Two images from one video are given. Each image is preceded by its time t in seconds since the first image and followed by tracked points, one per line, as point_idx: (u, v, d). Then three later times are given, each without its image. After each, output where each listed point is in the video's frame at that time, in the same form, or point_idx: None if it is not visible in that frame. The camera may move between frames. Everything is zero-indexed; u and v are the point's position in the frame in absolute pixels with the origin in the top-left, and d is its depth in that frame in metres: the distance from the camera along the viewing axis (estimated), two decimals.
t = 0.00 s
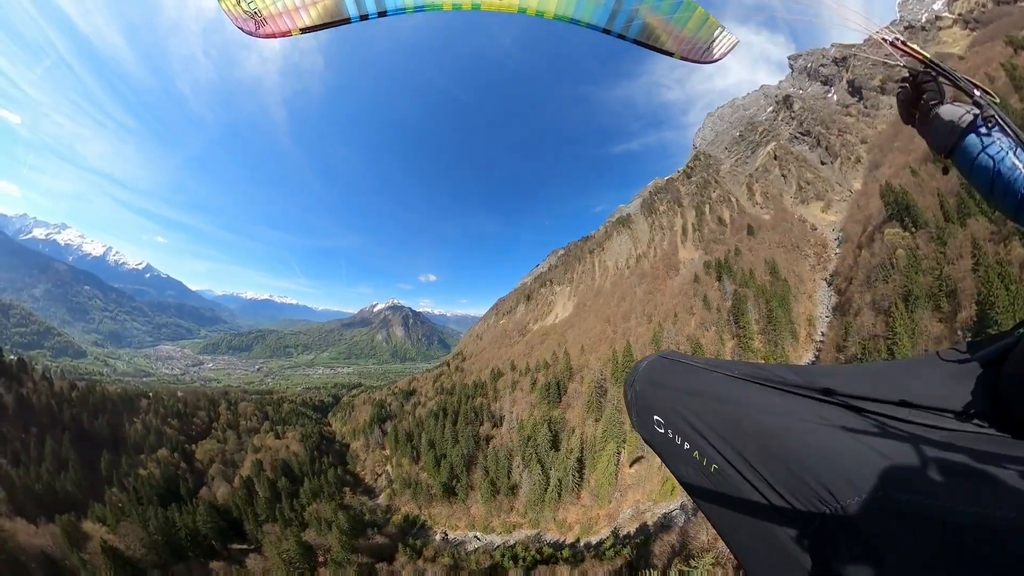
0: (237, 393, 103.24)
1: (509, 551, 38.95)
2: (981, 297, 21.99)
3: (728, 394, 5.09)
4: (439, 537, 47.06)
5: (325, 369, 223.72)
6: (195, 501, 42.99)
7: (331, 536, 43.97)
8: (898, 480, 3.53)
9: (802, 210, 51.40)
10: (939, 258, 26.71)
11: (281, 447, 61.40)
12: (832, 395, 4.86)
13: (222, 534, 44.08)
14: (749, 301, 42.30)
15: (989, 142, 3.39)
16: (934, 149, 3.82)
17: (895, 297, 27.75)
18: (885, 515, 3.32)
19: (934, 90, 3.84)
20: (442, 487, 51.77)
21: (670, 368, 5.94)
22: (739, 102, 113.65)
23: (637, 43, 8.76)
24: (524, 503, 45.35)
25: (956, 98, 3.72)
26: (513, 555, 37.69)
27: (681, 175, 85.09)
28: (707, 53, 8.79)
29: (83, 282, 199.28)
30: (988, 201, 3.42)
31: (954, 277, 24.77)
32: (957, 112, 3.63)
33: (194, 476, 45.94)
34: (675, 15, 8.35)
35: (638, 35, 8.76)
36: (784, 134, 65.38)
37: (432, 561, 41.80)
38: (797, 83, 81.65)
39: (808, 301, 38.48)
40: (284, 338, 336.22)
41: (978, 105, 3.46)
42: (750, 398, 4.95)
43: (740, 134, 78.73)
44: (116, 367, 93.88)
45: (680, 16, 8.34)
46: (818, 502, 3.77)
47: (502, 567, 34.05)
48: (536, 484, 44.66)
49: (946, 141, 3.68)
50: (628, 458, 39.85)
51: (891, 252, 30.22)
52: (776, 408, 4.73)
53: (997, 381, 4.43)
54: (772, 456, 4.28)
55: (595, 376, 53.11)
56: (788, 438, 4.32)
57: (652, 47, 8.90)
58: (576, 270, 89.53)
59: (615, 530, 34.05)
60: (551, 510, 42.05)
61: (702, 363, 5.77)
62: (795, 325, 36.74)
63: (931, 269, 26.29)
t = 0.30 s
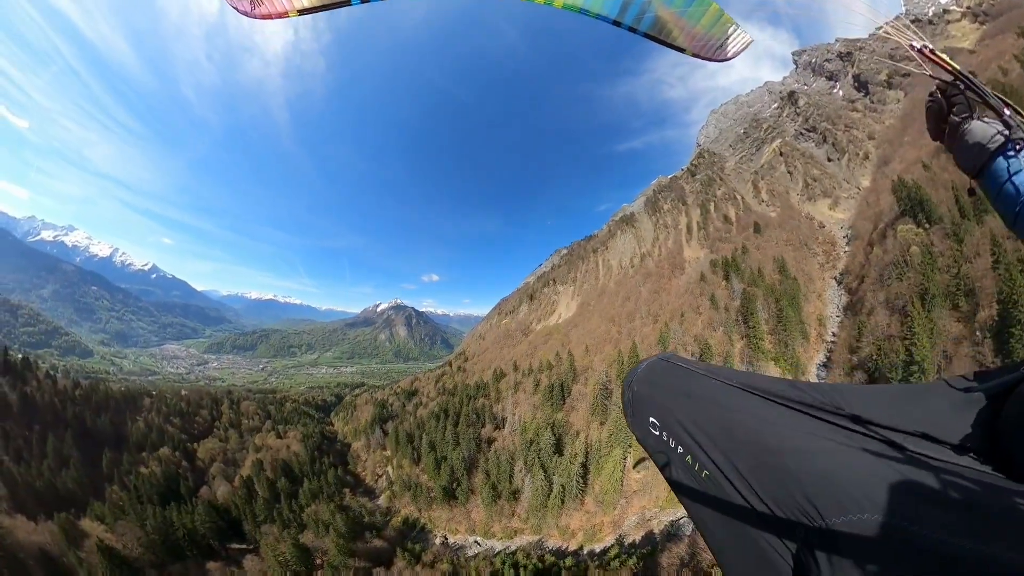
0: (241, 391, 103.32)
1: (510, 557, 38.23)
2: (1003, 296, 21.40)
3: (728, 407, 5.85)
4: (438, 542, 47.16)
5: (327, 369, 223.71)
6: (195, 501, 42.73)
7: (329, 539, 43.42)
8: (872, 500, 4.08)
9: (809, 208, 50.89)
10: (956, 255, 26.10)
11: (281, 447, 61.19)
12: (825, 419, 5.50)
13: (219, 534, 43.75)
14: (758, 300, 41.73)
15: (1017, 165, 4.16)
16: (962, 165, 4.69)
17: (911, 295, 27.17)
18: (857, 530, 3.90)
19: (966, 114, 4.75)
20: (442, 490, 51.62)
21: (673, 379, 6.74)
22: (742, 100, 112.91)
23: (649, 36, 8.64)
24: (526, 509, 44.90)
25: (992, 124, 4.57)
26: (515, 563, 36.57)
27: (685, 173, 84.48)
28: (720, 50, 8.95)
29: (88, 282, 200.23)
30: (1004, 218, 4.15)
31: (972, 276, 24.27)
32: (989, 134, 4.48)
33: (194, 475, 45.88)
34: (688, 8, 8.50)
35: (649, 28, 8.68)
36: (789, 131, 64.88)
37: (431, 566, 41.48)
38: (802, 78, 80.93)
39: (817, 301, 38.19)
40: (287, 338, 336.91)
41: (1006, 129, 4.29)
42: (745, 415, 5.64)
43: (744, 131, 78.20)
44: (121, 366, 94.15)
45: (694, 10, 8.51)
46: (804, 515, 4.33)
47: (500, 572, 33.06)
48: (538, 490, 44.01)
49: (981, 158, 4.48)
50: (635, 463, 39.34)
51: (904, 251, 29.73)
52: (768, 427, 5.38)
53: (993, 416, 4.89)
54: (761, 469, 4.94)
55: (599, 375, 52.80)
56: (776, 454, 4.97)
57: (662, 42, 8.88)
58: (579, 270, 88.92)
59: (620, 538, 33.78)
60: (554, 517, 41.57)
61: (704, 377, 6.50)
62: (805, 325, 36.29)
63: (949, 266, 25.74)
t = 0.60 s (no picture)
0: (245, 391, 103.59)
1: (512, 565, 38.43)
2: None
3: (720, 405, 5.47)
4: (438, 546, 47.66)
5: (331, 369, 223.94)
6: (195, 500, 42.67)
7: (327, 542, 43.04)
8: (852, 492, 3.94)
9: (816, 205, 50.36)
10: (974, 252, 25.31)
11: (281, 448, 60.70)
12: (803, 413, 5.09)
13: (217, 534, 43.48)
14: (767, 299, 41.17)
15: (1013, 183, 3.81)
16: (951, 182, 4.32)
17: (927, 294, 26.42)
18: (843, 525, 3.78)
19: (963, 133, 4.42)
20: (442, 494, 51.63)
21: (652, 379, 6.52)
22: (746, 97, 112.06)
23: (659, 33, 8.34)
24: (527, 515, 44.72)
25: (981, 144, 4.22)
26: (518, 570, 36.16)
27: (689, 171, 83.87)
28: (733, 53, 8.45)
29: (95, 283, 202.03)
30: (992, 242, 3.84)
31: (992, 274, 23.55)
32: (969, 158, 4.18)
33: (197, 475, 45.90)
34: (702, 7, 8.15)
35: (660, 26, 8.38)
36: (794, 128, 64.26)
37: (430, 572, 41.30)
38: (806, 74, 80.17)
39: (828, 300, 37.62)
40: (291, 338, 338.07)
41: (1002, 147, 3.98)
42: (733, 412, 5.32)
43: (748, 129, 77.55)
44: (128, 366, 94.76)
45: (706, 11, 8.19)
46: (791, 511, 4.17)
47: None
48: (541, 495, 44.04)
49: (963, 182, 4.19)
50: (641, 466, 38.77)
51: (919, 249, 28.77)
52: (758, 422, 5.06)
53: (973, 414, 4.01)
54: (752, 466, 4.70)
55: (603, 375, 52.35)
56: (763, 449, 4.74)
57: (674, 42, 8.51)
58: (583, 269, 88.40)
59: (625, 547, 33.17)
60: (557, 524, 41.12)
61: (691, 375, 6.14)
62: (816, 325, 35.74)
63: (969, 264, 24.77)
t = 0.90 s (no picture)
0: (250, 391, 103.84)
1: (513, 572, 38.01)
2: None
3: (704, 403, 5.18)
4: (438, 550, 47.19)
5: (335, 369, 224.36)
6: (196, 501, 42.51)
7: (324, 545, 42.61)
8: (838, 493, 3.67)
9: (822, 202, 49.89)
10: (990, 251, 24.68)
11: (282, 448, 60.41)
12: (790, 415, 4.74)
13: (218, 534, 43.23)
14: (776, 298, 40.61)
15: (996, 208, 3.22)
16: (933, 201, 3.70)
17: (942, 294, 25.80)
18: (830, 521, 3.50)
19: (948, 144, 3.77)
20: (442, 498, 51.48)
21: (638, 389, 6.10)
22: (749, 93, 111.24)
23: (670, 29, 7.79)
24: (530, 521, 44.13)
25: (973, 157, 3.55)
26: None
27: (693, 169, 83.24)
28: (744, 52, 8.12)
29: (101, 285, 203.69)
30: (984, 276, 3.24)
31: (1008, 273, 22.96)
32: (958, 173, 3.49)
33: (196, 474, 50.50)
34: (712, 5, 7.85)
35: (669, 24, 7.85)
36: (799, 124, 63.65)
37: None
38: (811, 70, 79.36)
39: (838, 300, 37.09)
40: (295, 338, 339.23)
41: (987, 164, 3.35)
42: (718, 410, 5.03)
43: (752, 125, 76.87)
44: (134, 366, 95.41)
45: (716, 10, 7.92)
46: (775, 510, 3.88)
47: None
48: (543, 502, 42.92)
49: (944, 200, 3.57)
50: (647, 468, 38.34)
51: (932, 247, 27.68)
52: (744, 420, 4.78)
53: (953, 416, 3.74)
54: (735, 467, 4.39)
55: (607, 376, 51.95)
56: (749, 448, 4.44)
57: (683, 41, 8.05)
58: (587, 269, 87.84)
59: (630, 555, 32.74)
60: (560, 531, 40.82)
61: (678, 378, 5.80)
62: (826, 325, 35.21)
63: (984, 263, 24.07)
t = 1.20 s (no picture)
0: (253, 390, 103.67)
1: None
2: None
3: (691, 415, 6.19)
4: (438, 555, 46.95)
5: (337, 368, 224.13)
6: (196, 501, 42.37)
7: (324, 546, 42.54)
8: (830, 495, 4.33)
9: (829, 199, 49.53)
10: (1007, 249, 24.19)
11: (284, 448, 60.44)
12: (781, 422, 5.63)
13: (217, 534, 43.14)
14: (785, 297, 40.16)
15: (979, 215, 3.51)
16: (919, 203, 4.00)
17: (959, 294, 25.31)
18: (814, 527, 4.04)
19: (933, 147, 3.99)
20: (443, 501, 51.22)
21: (646, 406, 6.89)
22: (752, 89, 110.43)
23: (674, 30, 7.63)
24: (532, 529, 43.70)
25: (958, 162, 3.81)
26: None
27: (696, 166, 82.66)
28: (751, 53, 7.57)
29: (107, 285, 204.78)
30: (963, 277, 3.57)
31: None
32: (945, 177, 3.73)
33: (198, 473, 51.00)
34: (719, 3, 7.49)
35: (676, 25, 7.71)
36: (803, 120, 63.11)
37: None
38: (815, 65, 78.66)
39: (848, 300, 36.71)
40: (298, 339, 339.75)
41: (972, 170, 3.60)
42: (704, 420, 6.01)
43: (756, 122, 76.29)
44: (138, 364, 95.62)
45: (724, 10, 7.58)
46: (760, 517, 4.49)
47: None
48: (546, 509, 42.45)
49: (929, 203, 3.84)
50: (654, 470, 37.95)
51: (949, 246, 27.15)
52: (726, 430, 5.68)
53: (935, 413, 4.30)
54: (720, 471, 5.19)
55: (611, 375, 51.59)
56: (732, 455, 5.24)
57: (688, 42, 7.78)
58: (590, 269, 87.23)
59: (635, 564, 32.22)
60: (562, 538, 40.46)
61: (671, 388, 6.94)
62: (837, 325, 34.90)
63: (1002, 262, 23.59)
